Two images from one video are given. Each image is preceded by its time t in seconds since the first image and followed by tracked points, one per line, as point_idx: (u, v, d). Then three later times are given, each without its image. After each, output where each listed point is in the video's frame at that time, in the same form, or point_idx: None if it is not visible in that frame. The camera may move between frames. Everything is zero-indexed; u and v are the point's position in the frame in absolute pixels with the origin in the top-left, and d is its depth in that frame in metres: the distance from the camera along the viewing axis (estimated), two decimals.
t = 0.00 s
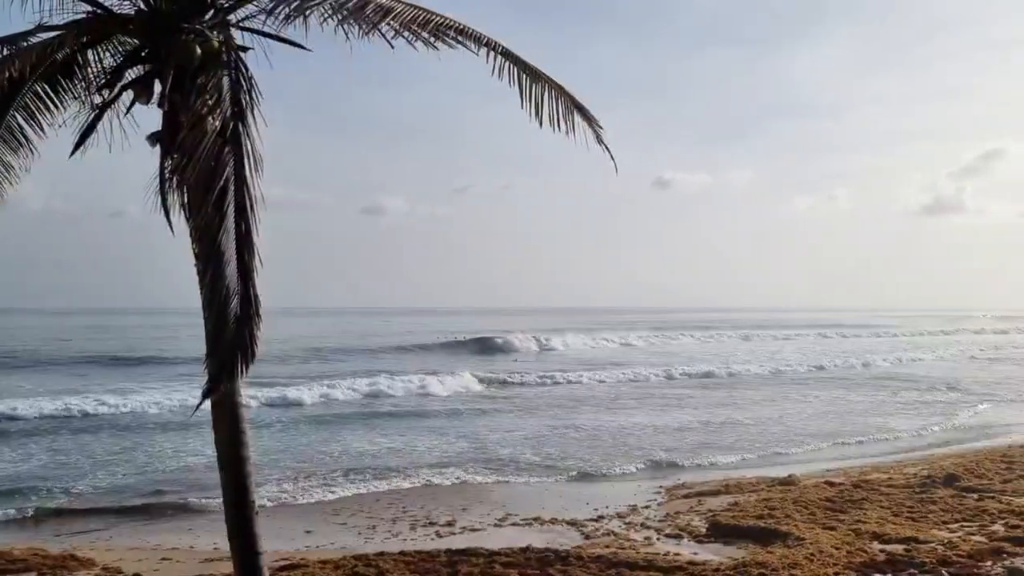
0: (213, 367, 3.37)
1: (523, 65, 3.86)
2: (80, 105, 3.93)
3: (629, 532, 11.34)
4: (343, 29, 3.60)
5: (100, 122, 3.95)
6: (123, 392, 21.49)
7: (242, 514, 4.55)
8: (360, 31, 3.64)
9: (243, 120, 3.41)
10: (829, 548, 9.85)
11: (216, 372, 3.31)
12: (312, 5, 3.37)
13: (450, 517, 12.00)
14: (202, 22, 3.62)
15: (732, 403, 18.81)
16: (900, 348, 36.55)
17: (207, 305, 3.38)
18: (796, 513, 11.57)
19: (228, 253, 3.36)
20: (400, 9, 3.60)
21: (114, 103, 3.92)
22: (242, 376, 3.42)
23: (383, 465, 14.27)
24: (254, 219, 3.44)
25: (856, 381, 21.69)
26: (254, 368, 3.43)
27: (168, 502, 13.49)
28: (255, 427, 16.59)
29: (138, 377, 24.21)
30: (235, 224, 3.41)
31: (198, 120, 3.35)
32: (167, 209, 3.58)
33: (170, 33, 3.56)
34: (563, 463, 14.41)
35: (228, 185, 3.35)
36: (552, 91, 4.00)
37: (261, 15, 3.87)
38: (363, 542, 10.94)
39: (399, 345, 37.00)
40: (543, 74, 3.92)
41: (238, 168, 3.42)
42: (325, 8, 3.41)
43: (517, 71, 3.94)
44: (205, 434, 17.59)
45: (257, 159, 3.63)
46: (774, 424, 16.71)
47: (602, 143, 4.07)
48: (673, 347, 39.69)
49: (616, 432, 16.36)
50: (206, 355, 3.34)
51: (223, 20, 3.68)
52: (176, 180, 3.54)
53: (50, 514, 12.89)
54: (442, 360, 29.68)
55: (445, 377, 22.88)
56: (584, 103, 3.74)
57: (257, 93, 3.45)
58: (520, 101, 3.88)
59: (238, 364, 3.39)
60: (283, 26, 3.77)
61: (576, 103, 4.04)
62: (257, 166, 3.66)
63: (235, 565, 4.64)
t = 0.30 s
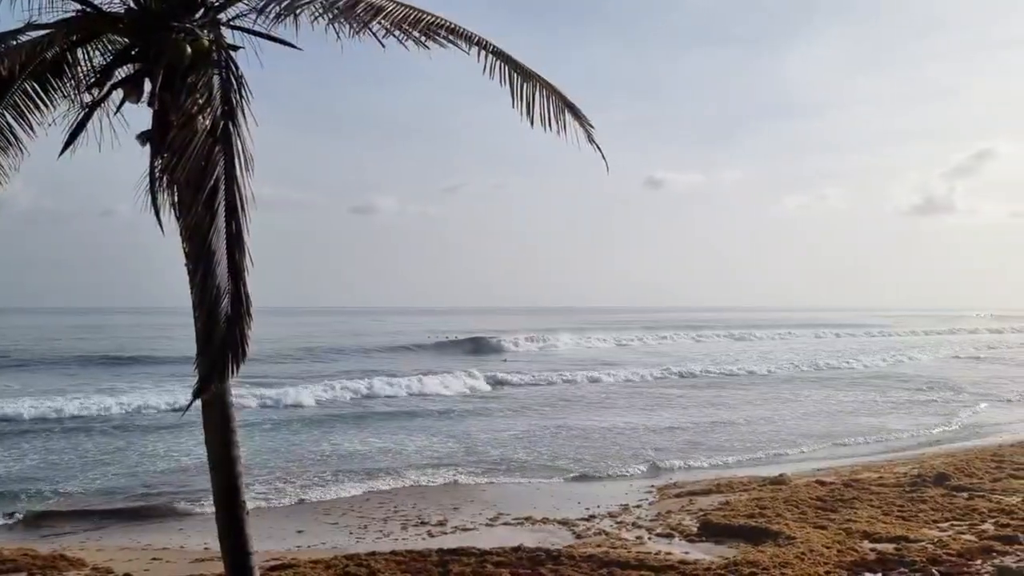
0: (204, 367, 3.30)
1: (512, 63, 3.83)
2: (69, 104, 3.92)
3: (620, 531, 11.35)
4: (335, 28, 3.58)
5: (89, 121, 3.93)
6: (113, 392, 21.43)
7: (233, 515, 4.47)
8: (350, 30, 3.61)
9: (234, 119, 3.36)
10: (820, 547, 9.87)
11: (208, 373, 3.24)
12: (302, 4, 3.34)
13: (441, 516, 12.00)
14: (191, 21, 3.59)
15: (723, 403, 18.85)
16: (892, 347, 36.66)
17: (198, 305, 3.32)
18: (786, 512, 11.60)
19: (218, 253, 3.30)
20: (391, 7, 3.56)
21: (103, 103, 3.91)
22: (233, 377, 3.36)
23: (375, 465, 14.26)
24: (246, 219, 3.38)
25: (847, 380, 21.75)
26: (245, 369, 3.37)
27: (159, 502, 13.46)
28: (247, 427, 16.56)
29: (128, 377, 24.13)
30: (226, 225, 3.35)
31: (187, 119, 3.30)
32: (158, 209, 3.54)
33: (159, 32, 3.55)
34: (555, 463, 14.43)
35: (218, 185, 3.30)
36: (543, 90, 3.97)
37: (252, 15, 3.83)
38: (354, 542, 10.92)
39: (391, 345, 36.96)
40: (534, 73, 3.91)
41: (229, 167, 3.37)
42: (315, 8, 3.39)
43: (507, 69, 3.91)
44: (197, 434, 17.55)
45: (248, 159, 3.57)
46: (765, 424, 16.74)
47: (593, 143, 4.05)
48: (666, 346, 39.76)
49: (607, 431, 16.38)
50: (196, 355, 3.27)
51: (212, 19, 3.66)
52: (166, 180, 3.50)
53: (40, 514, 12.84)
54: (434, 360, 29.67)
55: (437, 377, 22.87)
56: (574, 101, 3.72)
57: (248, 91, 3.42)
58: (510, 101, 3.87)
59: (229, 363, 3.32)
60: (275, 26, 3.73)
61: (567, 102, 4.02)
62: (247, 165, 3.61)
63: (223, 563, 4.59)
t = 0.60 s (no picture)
0: (188, 371, 3.00)
1: (510, 61, 3.58)
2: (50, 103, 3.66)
3: (615, 534, 11.15)
4: (325, 22, 3.34)
5: (71, 121, 3.68)
6: (103, 394, 21.20)
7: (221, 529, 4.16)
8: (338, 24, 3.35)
9: (222, 113, 3.10)
10: (817, 550, 9.68)
11: (195, 374, 2.94)
12: None
13: (433, 520, 11.79)
14: (179, 15, 3.35)
15: (717, 404, 18.69)
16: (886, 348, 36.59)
17: (182, 306, 3.03)
18: (783, 515, 11.41)
19: (204, 250, 3.01)
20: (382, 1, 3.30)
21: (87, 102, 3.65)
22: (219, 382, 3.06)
23: (366, 468, 14.05)
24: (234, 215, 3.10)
25: (842, 382, 21.59)
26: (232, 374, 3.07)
27: (146, 505, 13.23)
28: (238, 429, 16.34)
29: (119, 378, 23.90)
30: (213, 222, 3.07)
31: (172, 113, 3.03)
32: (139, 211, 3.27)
33: (147, 27, 3.30)
34: (548, 465, 14.24)
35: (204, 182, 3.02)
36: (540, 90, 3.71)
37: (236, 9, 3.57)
38: (344, 546, 10.71)
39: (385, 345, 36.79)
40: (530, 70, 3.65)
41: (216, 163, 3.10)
42: None
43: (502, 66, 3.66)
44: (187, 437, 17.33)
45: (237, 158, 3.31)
46: (760, 425, 16.57)
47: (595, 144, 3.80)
48: (660, 347, 39.63)
49: (600, 434, 16.20)
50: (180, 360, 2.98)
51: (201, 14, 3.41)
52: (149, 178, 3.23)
53: (25, 517, 12.61)
54: (427, 361, 29.49)
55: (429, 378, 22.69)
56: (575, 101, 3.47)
57: (237, 86, 3.16)
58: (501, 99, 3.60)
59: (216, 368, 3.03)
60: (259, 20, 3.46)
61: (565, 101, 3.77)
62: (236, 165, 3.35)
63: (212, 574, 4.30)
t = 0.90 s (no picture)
0: (188, 367, 3.18)
1: (499, 62, 3.76)
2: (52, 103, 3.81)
3: (607, 530, 11.35)
4: (319, 27, 3.48)
5: (72, 120, 3.82)
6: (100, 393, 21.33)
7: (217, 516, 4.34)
8: (335, 28, 3.52)
9: (219, 117, 3.25)
10: (805, 545, 9.90)
11: (192, 373, 3.14)
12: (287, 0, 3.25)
13: (427, 516, 11.98)
14: (176, 18, 3.50)
15: (710, 402, 18.90)
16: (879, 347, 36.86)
17: (181, 305, 3.21)
18: (772, 511, 11.63)
19: (202, 252, 3.18)
20: (377, 6, 3.47)
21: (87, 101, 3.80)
22: (217, 378, 3.25)
23: (361, 466, 14.22)
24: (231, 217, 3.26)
25: (834, 380, 21.83)
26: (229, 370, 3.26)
27: (144, 503, 13.39)
28: (233, 428, 16.48)
29: (115, 377, 24.01)
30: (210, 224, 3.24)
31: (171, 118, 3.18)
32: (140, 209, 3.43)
33: (145, 29, 3.45)
34: (541, 463, 14.43)
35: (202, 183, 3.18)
36: (529, 89, 3.90)
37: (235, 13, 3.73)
38: (340, 542, 10.89)
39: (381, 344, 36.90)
40: (520, 72, 3.85)
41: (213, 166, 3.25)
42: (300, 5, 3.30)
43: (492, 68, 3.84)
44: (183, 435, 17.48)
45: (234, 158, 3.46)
46: (751, 423, 16.79)
47: (579, 144, 3.99)
48: (655, 346, 39.83)
49: (593, 431, 16.40)
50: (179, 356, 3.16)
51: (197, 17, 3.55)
52: (149, 179, 3.39)
53: (23, 515, 12.76)
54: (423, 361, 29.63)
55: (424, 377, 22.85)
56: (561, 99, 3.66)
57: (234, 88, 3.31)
58: (496, 100, 3.82)
59: (213, 364, 3.21)
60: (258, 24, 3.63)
61: (553, 102, 3.96)
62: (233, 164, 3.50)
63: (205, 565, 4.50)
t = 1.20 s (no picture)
0: (182, 366, 3.17)
1: (494, 61, 3.78)
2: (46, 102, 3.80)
3: (601, 530, 11.35)
4: (313, 26, 3.46)
5: (66, 118, 3.81)
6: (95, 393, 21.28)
7: (210, 515, 4.32)
8: (330, 28, 3.50)
9: (213, 117, 3.22)
10: (799, 545, 9.90)
11: (187, 373, 3.16)
12: None
13: (422, 516, 11.97)
14: (170, 18, 3.48)
15: (706, 402, 18.90)
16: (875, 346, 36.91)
17: (175, 304, 3.19)
18: (766, 511, 11.64)
19: (196, 251, 3.17)
20: (373, 6, 3.47)
21: (82, 101, 3.79)
22: (211, 377, 3.24)
23: (356, 466, 14.20)
24: (225, 216, 3.24)
25: (829, 380, 21.84)
26: (223, 370, 3.24)
27: (138, 504, 13.36)
28: (228, 428, 16.46)
29: (111, 377, 23.96)
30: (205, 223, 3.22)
31: (164, 117, 3.16)
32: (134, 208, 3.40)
33: (139, 28, 3.44)
34: (536, 463, 14.44)
35: (197, 182, 3.15)
36: (524, 88, 3.91)
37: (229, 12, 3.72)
38: (334, 542, 10.88)
39: (377, 344, 36.85)
40: (514, 72, 3.85)
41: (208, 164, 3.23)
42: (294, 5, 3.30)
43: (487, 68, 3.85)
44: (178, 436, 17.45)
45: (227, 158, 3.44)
46: (746, 423, 16.79)
47: (574, 144, 4.01)
48: (652, 346, 39.80)
49: (589, 431, 16.40)
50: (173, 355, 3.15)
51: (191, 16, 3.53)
52: (142, 177, 3.36)
53: (17, 515, 12.73)
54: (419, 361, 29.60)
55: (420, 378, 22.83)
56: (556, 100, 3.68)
57: (229, 88, 3.30)
58: (491, 100, 3.83)
59: (207, 363, 3.21)
60: (253, 23, 3.62)
61: (547, 101, 3.97)
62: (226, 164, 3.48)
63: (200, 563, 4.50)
